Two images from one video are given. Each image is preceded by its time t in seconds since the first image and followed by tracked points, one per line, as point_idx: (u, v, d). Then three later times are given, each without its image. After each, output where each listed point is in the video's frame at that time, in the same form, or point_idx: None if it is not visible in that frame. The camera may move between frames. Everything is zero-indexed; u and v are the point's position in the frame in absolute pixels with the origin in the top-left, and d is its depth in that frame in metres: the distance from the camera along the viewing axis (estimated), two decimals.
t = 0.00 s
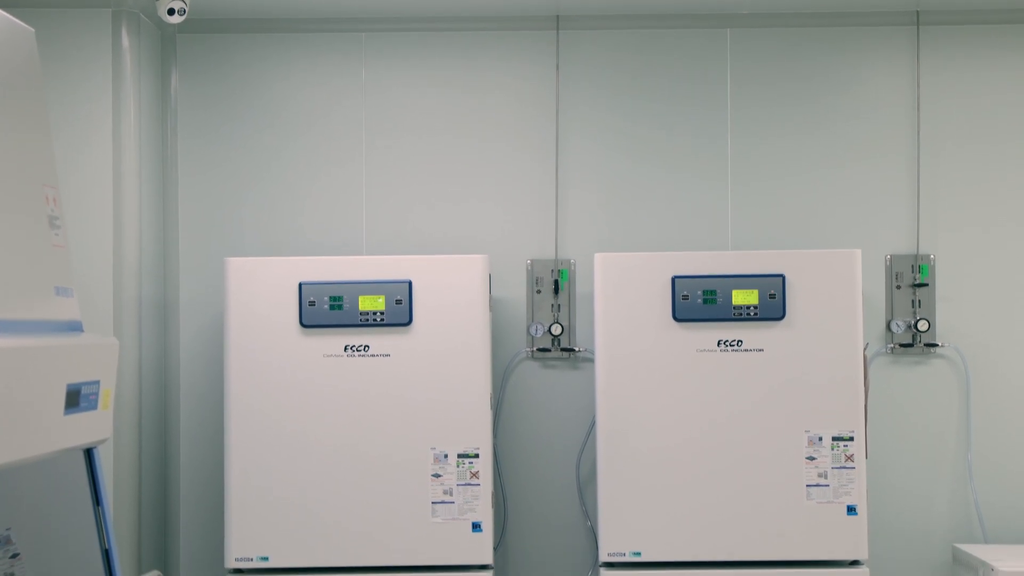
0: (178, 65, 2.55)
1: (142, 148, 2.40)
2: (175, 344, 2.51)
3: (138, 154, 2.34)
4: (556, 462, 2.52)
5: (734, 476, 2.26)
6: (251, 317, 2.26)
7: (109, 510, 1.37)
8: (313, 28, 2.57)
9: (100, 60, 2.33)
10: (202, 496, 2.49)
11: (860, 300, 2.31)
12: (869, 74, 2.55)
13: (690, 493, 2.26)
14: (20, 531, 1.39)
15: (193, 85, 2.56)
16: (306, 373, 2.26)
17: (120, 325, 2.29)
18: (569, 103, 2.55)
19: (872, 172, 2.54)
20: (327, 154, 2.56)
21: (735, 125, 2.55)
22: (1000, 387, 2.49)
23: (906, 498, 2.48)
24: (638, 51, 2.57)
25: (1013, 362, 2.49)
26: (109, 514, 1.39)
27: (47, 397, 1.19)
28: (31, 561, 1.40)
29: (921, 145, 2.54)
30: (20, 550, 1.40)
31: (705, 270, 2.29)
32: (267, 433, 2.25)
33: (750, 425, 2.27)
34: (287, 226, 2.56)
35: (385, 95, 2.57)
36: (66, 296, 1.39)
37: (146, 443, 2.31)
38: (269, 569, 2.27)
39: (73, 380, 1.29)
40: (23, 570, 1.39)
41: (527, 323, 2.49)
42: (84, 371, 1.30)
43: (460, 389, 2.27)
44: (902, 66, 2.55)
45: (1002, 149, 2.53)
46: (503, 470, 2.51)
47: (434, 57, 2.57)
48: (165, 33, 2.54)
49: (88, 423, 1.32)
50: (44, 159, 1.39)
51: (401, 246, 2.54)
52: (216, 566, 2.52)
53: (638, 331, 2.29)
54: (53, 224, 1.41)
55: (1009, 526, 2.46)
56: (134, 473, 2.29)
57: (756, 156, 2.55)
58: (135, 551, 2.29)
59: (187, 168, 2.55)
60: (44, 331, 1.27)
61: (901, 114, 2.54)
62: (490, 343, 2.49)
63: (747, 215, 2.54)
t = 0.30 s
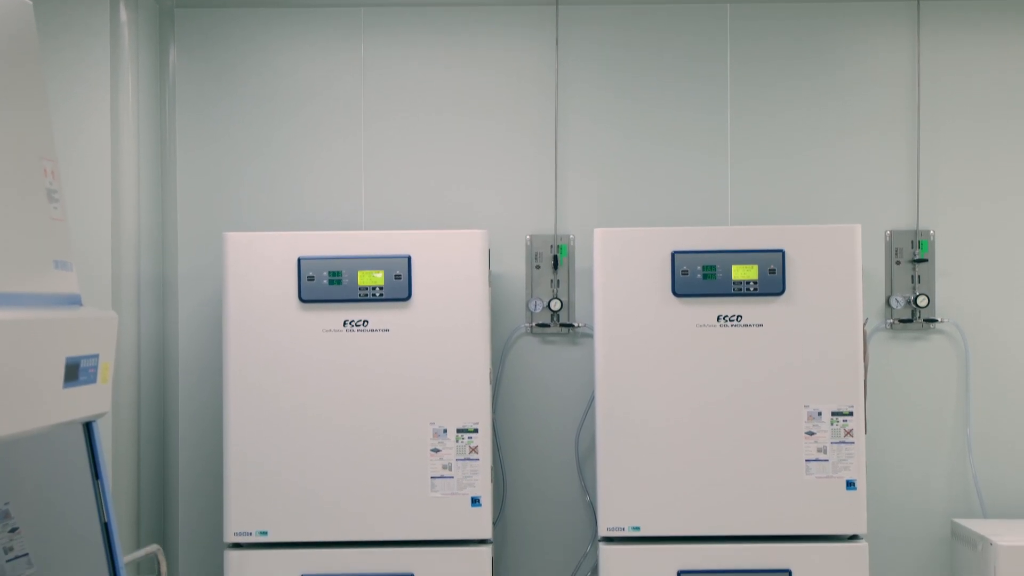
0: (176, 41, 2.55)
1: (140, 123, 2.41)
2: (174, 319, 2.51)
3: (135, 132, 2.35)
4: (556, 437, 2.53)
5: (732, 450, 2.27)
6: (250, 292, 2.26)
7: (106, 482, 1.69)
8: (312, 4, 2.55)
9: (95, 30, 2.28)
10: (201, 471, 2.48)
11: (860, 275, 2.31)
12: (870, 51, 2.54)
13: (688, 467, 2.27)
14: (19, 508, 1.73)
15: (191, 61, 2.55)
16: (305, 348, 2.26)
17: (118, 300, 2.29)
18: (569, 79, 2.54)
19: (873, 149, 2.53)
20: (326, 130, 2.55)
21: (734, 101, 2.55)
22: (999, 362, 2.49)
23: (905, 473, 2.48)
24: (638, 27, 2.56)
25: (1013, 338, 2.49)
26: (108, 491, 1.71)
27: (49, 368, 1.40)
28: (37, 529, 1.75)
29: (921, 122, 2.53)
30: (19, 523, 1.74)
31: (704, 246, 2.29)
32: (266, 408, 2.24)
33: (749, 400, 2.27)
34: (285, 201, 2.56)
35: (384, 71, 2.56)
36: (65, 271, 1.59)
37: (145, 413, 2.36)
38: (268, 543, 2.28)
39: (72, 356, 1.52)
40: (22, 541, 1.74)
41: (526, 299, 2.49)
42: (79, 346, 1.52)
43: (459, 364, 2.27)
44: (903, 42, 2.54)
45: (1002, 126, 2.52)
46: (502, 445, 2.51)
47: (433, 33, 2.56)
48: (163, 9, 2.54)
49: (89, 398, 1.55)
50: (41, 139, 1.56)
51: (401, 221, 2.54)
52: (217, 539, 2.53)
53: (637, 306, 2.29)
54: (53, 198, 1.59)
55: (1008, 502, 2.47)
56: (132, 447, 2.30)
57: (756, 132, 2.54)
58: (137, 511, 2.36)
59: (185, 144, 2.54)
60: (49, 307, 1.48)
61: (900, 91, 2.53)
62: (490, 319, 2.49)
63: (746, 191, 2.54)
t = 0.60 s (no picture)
0: (174, 14, 2.54)
1: (138, 96, 2.41)
2: (173, 292, 2.51)
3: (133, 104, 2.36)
4: (556, 409, 2.53)
5: (731, 422, 2.27)
6: (248, 264, 2.26)
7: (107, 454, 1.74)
8: None
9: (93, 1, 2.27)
10: (200, 443, 2.48)
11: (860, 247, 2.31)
12: (870, 24, 2.53)
13: (687, 438, 2.27)
14: (16, 478, 1.69)
15: (189, 34, 2.55)
16: (304, 319, 2.25)
17: (117, 272, 2.30)
18: (568, 53, 2.54)
19: (872, 122, 2.53)
20: (325, 103, 2.55)
21: (734, 75, 2.54)
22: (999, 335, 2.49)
23: (904, 445, 2.49)
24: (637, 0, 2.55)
25: (1012, 311, 2.49)
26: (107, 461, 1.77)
27: (44, 337, 1.50)
28: (35, 499, 1.72)
29: (921, 95, 2.52)
30: (17, 495, 1.69)
31: (704, 217, 2.28)
32: (265, 380, 2.24)
33: (748, 371, 2.27)
34: (284, 174, 2.56)
35: (382, 44, 2.55)
36: (64, 243, 1.65)
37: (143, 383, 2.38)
38: (268, 515, 2.28)
39: (73, 325, 1.61)
40: (21, 513, 1.69)
41: (526, 271, 2.49)
42: (78, 318, 1.62)
43: (459, 335, 2.26)
44: (903, 16, 2.53)
45: (1002, 100, 2.52)
46: (501, 416, 2.52)
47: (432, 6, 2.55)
48: None
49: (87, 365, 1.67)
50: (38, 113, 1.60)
51: (400, 194, 2.54)
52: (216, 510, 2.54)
53: (637, 278, 2.28)
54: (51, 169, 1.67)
55: (1007, 474, 2.47)
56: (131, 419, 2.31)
57: (755, 106, 2.54)
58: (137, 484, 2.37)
59: (183, 117, 2.54)
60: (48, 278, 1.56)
61: (900, 64, 2.53)
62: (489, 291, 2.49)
63: (746, 163, 2.54)
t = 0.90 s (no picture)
0: None
1: (137, 66, 2.41)
2: (172, 263, 2.51)
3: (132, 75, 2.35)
4: (555, 379, 2.54)
5: (731, 392, 2.27)
6: (247, 233, 2.25)
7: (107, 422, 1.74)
8: None
9: None
10: (200, 414, 2.48)
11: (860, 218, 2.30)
12: None
13: (687, 408, 2.27)
14: (18, 444, 1.61)
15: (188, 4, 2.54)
16: (304, 289, 2.25)
17: (116, 242, 2.30)
18: (568, 24, 2.53)
19: (872, 94, 2.52)
20: (324, 74, 2.54)
21: (734, 46, 2.54)
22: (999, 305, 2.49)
23: (903, 415, 2.49)
24: None
25: (1011, 282, 2.49)
26: (107, 430, 1.76)
27: (44, 304, 1.50)
28: (35, 465, 1.65)
29: (922, 65, 2.52)
30: (17, 463, 1.61)
31: (703, 187, 2.28)
32: (265, 350, 2.24)
33: (748, 341, 2.27)
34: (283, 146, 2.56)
35: (382, 15, 2.54)
36: (63, 210, 1.64)
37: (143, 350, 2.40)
38: (268, 484, 2.28)
39: (71, 293, 1.61)
40: (22, 482, 1.62)
41: (525, 241, 2.48)
42: (77, 287, 1.62)
43: (459, 305, 2.26)
44: None
45: (1003, 71, 2.51)
46: (501, 387, 2.52)
47: None
48: None
49: (87, 334, 1.67)
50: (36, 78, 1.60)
51: (399, 165, 2.54)
52: (216, 481, 2.54)
53: (637, 248, 2.28)
54: (49, 138, 1.68)
55: (1007, 444, 2.47)
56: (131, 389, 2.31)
57: (755, 77, 2.54)
58: (136, 448, 2.41)
59: (182, 88, 2.54)
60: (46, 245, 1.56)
61: (901, 35, 2.52)
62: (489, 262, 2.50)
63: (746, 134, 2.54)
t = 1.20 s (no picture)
0: None
1: (136, 35, 2.41)
2: (171, 230, 2.52)
3: (131, 43, 2.36)
4: (555, 348, 2.54)
5: (731, 360, 2.27)
6: (247, 201, 2.24)
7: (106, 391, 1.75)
8: None
9: None
10: (200, 383, 2.50)
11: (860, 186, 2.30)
12: None
13: (687, 376, 2.27)
14: (18, 413, 1.65)
15: None
16: (303, 256, 2.25)
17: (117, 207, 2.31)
18: None
19: (873, 63, 2.52)
20: (323, 43, 2.55)
21: (735, 15, 2.53)
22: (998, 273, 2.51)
23: (901, 383, 2.50)
24: None
25: (1011, 251, 2.50)
26: (106, 399, 1.81)
27: (44, 268, 1.52)
28: (37, 433, 1.69)
29: (922, 34, 2.51)
30: (17, 433, 1.65)
31: (703, 156, 2.28)
32: (264, 318, 2.24)
33: (748, 309, 2.27)
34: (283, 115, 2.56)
35: None
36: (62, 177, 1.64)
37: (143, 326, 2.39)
38: (268, 452, 2.28)
39: (72, 260, 1.63)
40: (22, 449, 1.66)
41: (525, 210, 2.48)
42: (77, 253, 1.64)
43: (459, 273, 2.26)
44: None
45: (1004, 40, 2.51)
46: (501, 355, 2.52)
47: None
48: None
49: (87, 301, 1.69)
50: (35, 44, 1.60)
51: (400, 134, 2.54)
52: (216, 451, 2.55)
53: (637, 215, 2.28)
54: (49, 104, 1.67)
55: (1005, 413, 2.49)
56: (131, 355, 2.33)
57: (756, 47, 2.54)
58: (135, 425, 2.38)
59: (181, 58, 2.55)
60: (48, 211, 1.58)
61: (902, 5, 2.52)
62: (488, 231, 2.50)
63: (746, 103, 2.54)
